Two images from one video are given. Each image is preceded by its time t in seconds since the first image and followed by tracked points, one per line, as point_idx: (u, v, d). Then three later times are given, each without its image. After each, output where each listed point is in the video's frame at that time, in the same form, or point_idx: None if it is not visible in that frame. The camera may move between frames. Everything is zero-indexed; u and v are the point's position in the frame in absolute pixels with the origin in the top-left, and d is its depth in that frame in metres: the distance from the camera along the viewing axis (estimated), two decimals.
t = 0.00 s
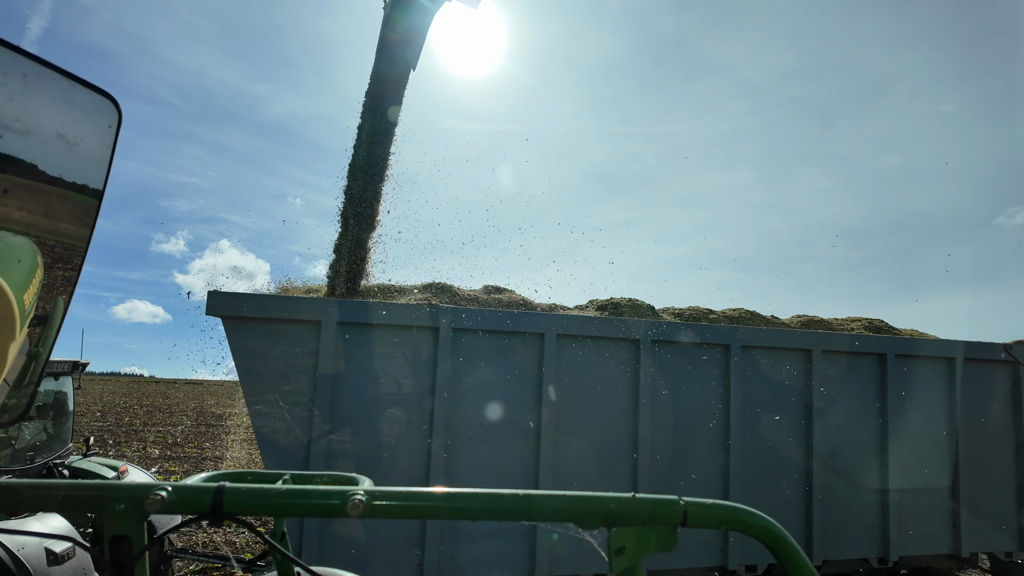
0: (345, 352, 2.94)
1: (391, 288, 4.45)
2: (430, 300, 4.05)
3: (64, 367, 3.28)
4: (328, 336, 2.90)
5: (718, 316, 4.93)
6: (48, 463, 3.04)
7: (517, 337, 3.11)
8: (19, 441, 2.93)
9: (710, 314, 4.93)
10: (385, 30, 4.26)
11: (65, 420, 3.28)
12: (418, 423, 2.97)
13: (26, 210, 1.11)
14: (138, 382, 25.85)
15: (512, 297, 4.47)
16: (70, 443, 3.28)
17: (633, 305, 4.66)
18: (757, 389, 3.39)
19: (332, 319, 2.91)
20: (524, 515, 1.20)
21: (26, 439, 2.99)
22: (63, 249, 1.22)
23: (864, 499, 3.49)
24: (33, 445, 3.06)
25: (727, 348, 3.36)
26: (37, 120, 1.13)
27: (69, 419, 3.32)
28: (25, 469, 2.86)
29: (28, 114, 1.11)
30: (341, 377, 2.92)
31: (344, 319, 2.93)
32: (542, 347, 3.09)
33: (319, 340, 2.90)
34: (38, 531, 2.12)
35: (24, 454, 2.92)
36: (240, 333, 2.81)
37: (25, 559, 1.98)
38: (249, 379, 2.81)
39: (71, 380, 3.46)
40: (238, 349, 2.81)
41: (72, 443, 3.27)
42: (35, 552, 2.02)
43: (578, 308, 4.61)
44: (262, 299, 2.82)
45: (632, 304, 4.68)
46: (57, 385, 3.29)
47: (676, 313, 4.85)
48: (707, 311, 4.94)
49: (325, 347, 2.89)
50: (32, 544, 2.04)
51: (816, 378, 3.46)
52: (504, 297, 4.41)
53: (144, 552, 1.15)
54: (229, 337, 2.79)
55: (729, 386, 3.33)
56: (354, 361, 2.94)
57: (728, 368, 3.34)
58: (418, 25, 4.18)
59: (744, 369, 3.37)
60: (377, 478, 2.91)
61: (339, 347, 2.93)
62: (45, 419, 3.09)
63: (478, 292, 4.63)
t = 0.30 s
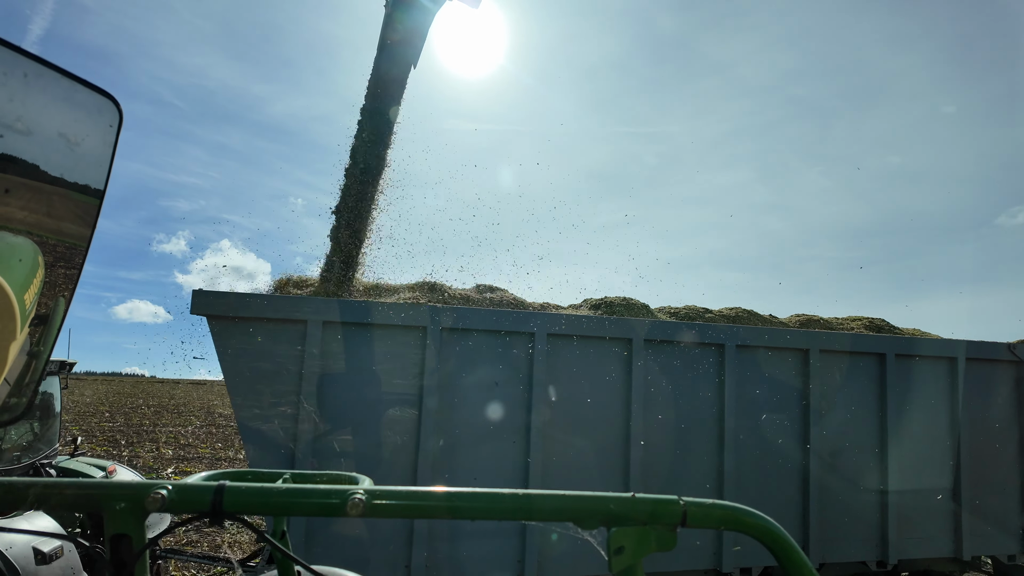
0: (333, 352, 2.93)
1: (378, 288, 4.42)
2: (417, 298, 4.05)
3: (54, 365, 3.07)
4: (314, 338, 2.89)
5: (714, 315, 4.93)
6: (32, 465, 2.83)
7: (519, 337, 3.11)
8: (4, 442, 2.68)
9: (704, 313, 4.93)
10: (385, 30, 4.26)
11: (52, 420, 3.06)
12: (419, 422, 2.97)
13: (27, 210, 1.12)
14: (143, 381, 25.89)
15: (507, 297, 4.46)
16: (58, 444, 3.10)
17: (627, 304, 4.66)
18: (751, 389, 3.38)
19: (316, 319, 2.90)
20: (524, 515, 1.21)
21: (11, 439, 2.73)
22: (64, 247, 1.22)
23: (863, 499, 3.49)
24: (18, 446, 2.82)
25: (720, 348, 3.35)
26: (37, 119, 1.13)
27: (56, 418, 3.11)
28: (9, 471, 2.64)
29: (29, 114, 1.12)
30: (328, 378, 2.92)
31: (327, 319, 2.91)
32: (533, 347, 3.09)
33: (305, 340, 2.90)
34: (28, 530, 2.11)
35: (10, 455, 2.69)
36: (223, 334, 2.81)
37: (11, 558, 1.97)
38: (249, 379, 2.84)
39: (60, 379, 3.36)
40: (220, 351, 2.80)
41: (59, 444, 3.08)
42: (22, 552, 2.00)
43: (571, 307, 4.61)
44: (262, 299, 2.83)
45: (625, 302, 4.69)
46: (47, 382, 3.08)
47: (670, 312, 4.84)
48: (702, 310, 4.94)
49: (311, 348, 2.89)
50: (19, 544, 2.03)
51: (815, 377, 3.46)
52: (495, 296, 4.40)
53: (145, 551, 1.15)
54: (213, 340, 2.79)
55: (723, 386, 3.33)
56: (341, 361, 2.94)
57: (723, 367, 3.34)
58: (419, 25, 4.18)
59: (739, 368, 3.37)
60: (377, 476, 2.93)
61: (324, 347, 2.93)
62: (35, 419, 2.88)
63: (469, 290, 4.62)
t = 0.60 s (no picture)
0: (323, 350, 2.93)
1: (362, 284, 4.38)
2: (410, 297, 4.03)
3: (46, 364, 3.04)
4: (303, 337, 2.89)
5: (713, 313, 4.93)
6: (25, 465, 2.80)
7: (519, 336, 3.11)
8: None
9: (703, 312, 4.93)
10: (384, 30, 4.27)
11: (44, 420, 3.03)
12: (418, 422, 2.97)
13: (25, 209, 1.12)
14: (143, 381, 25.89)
15: (505, 295, 4.47)
16: (50, 444, 3.07)
17: (622, 303, 4.65)
18: (750, 388, 3.38)
19: (307, 317, 2.90)
20: (524, 514, 1.20)
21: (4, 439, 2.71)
22: (64, 246, 1.22)
23: (864, 497, 3.49)
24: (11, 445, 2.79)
25: (717, 347, 3.34)
26: (37, 118, 1.13)
27: (49, 419, 3.08)
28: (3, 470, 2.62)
29: (28, 113, 1.12)
30: (320, 378, 2.92)
31: (318, 317, 2.91)
32: (532, 346, 3.09)
33: (294, 340, 2.90)
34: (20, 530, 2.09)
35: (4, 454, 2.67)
36: (214, 334, 2.81)
37: (2, 558, 1.95)
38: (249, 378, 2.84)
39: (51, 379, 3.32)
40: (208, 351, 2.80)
41: (51, 444, 3.05)
42: (14, 551, 1.99)
43: (565, 305, 4.62)
44: (262, 298, 2.84)
45: (620, 300, 4.70)
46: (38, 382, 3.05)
47: (668, 311, 4.85)
48: (700, 309, 4.94)
49: (300, 347, 2.88)
50: (12, 543, 2.01)
51: (815, 375, 3.46)
52: (487, 295, 4.40)
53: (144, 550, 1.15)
54: (203, 340, 2.79)
55: (720, 385, 3.33)
56: (331, 359, 2.94)
57: (721, 366, 3.33)
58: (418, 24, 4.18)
59: (736, 366, 3.37)
60: (377, 476, 2.93)
61: (314, 347, 2.93)
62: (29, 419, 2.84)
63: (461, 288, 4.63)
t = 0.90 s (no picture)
0: (319, 351, 2.93)
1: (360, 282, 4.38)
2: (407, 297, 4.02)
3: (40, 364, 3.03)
4: (297, 337, 2.89)
5: (714, 313, 4.93)
6: (20, 465, 2.79)
7: (517, 336, 3.11)
8: None
9: (703, 311, 4.93)
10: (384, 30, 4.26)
11: (39, 420, 3.03)
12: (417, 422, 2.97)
13: (19, 208, 1.12)
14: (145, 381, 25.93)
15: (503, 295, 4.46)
16: (45, 444, 3.06)
17: (622, 302, 4.65)
18: (750, 387, 3.38)
19: (300, 317, 2.89)
20: (521, 514, 1.20)
21: None
22: (58, 245, 1.22)
23: (864, 497, 3.48)
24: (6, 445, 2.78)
25: (716, 346, 3.34)
26: (30, 117, 1.13)
27: (44, 419, 3.07)
28: None
29: (22, 111, 1.11)
30: (314, 378, 2.92)
31: (312, 318, 2.91)
32: (529, 345, 3.08)
33: (288, 339, 2.90)
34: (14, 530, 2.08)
35: None
36: (209, 334, 2.81)
37: None
38: (246, 378, 2.84)
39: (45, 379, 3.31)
40: (202, 351, 2.79)
41: (46, 444, 3.04)
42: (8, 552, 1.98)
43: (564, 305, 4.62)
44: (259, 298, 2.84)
45: (619, 300, 4.69)
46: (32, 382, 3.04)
47: (668, 310, 4.85)
48: (700, 308, 4.94)
49: (294, 347, 2.88)
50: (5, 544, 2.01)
51: (815, 375, 3.46)
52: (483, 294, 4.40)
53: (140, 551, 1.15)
54: (195, 340, 2.79)
55: (719, 384, 3.33)
56: (326, 360, 2.93)
57: (720, 366, 3.33)
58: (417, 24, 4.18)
59: (733, 365, 3.36)
60: (375, 475, 2.93)
61: (308, 347, 2.92)
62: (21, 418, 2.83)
63: (458, 288, 4.62)
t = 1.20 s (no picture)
0: (315, 351, 2.93)
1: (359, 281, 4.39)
2: (403, 296, 4.03)
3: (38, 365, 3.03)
4: (292, 337, 2.89)
5: (715, 312, 4.93)
6: (18, 465, 2.80)
7: (513, 336, 3.10)
8: None
9: (703, 310, 4.93)
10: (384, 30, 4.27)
11: (37, 420, 3.03)
12: (416, 422, 2.98)
13: (10, 207, 1.12)
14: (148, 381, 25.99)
15: (502, 295, 4.47)
16: (43, 445, 3.07)
17: (621, 301, 4.66)
18: (749, 386, 3.38)
19: (295, 318, 2.89)
20: (517, 514, 1.20)
21: None
22: (51, 243, 1.23)
23: (863, 497, 3.48)
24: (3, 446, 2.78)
25: (718, 345, 3.34)
26: (21, 115, 1.13)
27: (42, 420, 3.08)
28: None
29: (13, 109, 1.12)
30: (310, 378, 2.92)
31: (308, 318, 2.91)
32: (526, 345, 3.08)
33: (283, 339, 2.90)
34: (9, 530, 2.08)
35: None
36: (204, 334, 2.81)
37: None
38: (242, 378, 2.85)
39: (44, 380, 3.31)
40: (197, 352, 2.80)
41: (44, 445, 3.05)
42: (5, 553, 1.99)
43: (564, 305, 4.61)
44: (256, 298, 2.84)
45: (619, 299, 4.69)
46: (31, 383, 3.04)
47: (668, 310, 4.85)
48: (700, 307, 4.94)
49: (289, 347, 2.88)
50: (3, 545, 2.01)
51: (815, 375, 3.45)
52: (481, 293, 4.40)
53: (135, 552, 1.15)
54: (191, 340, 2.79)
55: (720, 383, 3.32)
56: (322, 360, 2.94)
57: (720, 365, 3.32)
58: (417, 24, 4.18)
59: (731, 365, 3.35)
60: (374, 475, 2.93)
61: (303, 347, 2.92)
62: (20, 418, 2.83)
63: (458, 287, 4.62)
